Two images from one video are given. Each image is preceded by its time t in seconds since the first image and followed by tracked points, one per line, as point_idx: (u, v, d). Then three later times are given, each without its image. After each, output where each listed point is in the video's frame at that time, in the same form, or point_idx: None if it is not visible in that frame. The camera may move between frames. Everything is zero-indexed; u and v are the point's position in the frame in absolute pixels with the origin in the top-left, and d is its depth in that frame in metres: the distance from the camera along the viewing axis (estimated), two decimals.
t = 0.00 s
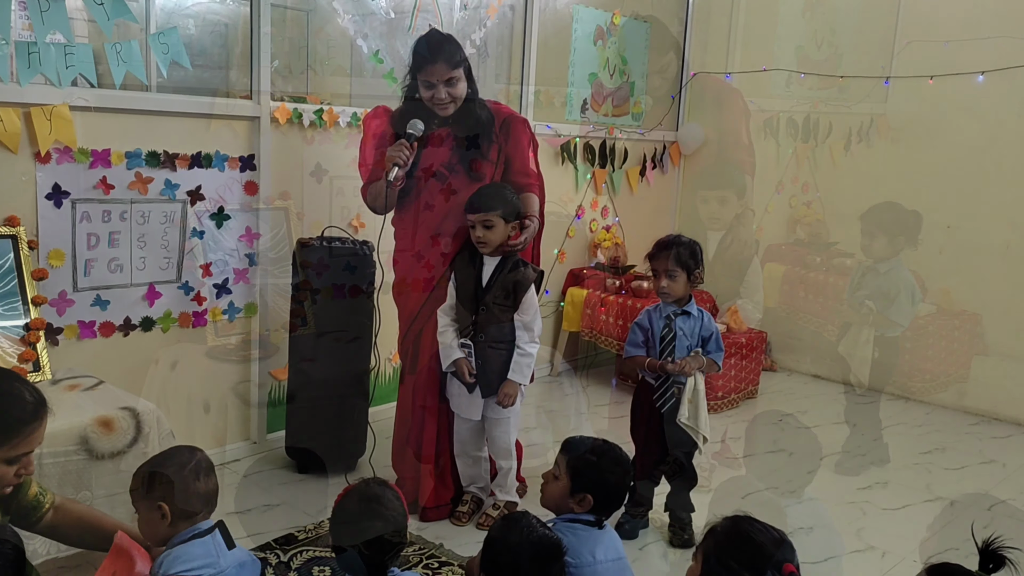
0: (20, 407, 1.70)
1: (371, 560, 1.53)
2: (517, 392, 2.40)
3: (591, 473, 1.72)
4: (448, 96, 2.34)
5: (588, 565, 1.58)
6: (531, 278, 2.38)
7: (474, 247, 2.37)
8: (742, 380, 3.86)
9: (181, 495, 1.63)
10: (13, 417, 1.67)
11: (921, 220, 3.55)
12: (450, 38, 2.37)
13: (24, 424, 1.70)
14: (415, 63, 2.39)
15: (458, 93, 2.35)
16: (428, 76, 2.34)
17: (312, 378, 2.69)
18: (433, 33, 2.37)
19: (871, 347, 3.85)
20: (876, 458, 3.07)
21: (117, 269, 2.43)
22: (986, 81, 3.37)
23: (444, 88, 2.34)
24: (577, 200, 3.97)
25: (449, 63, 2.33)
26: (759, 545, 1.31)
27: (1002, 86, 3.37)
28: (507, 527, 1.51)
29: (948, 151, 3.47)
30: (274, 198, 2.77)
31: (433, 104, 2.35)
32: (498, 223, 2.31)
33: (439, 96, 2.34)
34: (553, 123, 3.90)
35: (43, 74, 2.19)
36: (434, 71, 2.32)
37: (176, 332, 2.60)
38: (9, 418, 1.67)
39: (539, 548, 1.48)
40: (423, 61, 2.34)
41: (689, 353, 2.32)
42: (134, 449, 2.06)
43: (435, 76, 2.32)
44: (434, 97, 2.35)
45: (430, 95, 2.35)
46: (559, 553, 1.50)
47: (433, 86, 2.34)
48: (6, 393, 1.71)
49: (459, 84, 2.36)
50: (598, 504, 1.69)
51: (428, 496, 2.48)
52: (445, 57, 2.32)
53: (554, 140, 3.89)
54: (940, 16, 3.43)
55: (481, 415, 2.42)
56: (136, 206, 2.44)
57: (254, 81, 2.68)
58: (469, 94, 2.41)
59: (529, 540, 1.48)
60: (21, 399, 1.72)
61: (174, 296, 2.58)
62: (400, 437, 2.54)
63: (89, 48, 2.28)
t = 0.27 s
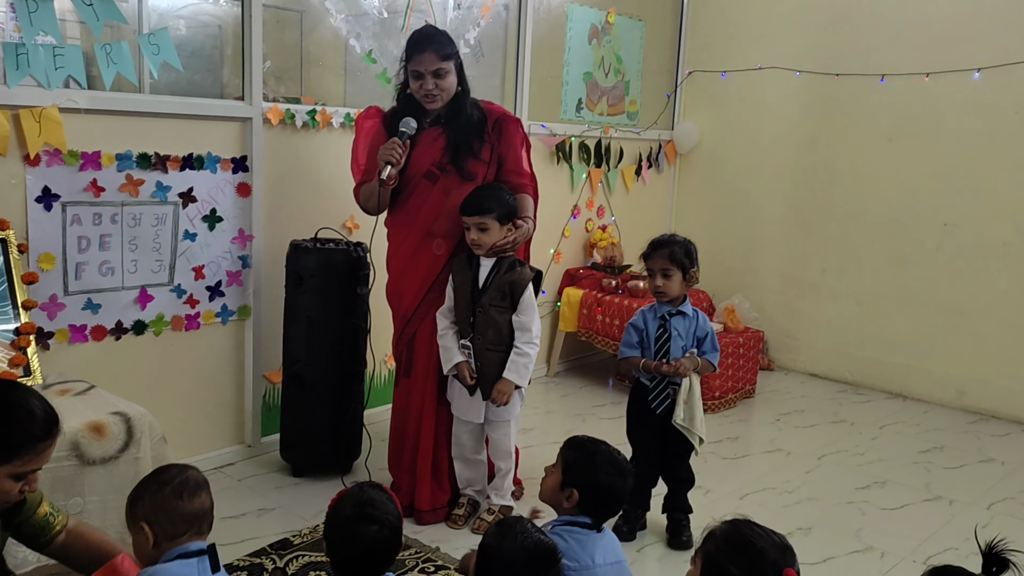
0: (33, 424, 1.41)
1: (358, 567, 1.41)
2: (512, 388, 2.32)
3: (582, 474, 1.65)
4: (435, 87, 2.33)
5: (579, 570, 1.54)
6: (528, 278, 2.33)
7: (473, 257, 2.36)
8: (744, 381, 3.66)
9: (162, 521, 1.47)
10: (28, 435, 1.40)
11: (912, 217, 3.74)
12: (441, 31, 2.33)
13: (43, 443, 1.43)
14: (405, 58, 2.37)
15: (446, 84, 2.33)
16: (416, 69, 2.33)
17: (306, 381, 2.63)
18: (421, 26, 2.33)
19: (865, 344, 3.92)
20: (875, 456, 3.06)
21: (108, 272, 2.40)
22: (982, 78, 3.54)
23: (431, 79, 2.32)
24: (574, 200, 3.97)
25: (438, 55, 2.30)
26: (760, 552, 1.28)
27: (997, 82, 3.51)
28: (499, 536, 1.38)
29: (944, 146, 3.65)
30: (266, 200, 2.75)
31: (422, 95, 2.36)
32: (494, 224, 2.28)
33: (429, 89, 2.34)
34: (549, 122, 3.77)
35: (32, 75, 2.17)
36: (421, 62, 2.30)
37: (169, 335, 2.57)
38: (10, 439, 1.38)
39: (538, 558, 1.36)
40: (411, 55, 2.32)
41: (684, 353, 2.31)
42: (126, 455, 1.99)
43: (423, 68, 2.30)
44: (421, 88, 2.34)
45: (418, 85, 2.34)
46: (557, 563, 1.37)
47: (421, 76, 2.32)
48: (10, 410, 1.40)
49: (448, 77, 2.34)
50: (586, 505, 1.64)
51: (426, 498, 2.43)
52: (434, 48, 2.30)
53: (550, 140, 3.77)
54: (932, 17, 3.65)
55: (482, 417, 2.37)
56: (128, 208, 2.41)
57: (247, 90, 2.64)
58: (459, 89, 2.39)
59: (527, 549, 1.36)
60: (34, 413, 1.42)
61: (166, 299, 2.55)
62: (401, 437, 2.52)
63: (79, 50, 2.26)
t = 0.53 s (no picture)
0: (37, 427, 1.40)
1: (357, 570, 1.40)
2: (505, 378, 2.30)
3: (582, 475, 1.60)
4: (420, 89, 2.32)
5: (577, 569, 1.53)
6: (524, 274, 2.34)
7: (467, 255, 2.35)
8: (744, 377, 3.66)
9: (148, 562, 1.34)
10: (31, 439, 1.39)
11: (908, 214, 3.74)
12: (425, 30, 2.30)
13: (48, 447, 1.42)
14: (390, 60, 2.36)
15: (429, 87, 2.32)
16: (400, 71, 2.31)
17: (303, 383, 2.62)
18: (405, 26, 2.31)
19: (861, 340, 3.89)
20: (874, 453, 3.05)
21: (101, 275, 2.38)
22: (978, 73, 3.52)
23: (415, 81, 2.31)
24: (570, 199, 3.95)
25: (421, 57, 2.28)
26: (761, 552, 1.27)
27: (995, 77, 3.49)
28: (497, 537, 1.37)
29: (940, 143, 3.64)
30: (261, 201, 2.73)
31: (409, 97, 2.35)
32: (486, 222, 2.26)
33: (414, 90, 2.32)
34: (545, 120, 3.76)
35: (22, 77, 2.15)
36: (404, 64, 2.28)
37: (164, 338, 2.55)
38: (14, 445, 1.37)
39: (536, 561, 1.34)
40: (394, 57, 2.30)
41: (681, 352, 2.29)
42: (119, 459, 1.96)
43: (406, 70, 2.28)
44: (406, 90, 2.33)
45: (403, 87, 2.33)
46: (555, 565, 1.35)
47: (405, 79, 2.31)
48: (11, 416, 1.39)
49: (432, 78, 2.32)
50: (581, 511, 1.59)
51: (423, 500, 2.40)
52: (415, 50, 2.27)
53: (546, 138, 3.75)
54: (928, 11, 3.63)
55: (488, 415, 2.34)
56: (121, 210, 2.39)
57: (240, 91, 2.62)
58: (446, 88, 2.37)
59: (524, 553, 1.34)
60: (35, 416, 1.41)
61: (161, 301, 2.53)
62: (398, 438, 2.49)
63: (71, 51, 2.25)
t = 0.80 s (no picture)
0: (34, 412, 1.35)
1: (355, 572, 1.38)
2: (497, 367, 2.28)
3: (578, 476, 1.58)
4: (408, 90, 2.30)
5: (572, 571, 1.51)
6: (519, 272, 2.33)
7: (461, 254, 2.34)
8: (739, 375, 3.67)
9: None
10: (29, 425, 1.34)
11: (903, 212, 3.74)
12: (410, 30, 2.27)
13: (45, 433, 1.38)
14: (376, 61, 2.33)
15: (418, 87, 2.29)
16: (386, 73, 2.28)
17: (296, 384, 2.60)
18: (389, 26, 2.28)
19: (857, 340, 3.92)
20: (869, 452, 3.05)
21: (91, 275, 2.36)
22: (972, 71, 3.52)
23: (401, 82, 2.28)
24: (564, 198, 3.94)
25: (406, 58, 2.25)
26: (759, 554, 1.26)
27: (988, 76, 3.50)
28: (494, 539, 1.35)
29: (933, 141, 3.64)
30: (253, 201, 2.71)
31: (396, 98, 2.32)
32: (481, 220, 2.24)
33: (401, 92, 2.30)
34: (538, 118, 3.75)
35: (10, 75, 2.13)
36: (390, 66, 2.25)
37: (155, 339, 2.53)
38: (12, 435, 1.32)
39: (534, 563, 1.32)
40: (379, 58, 2.27)
41: (676, 351, 2.28)
42: (110, 461, 1.94)
43: (392, 72, 2.26)
44: (394, 92, 2.31)
45: (390, 89, 2.31)
46: (553, 567, 1.33)
47: (392, 81, 2.28)
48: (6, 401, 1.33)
49: (419, 78, 2.29)
50: (576, 512, 1.57)
51: (417, 502, 2.38)
52: (400, 52, 2.24)
53: (539, 137, 3.74)
54: (922, 10, 3.63)
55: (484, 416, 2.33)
56: (111, 210, 2.37)
57: (231, 89, 2.60)
58: (433, 86, 2.35)
59: (521, 556, 1.32)
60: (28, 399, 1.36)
61: (151, 302, 2.50)
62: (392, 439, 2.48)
63: (59, 49, 2.22)
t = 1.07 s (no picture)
0: (31, 412, 1.40)
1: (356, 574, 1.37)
2: (489, 355, 2.27)
3: (576, 477, 1.57)
4: (402, 96, 2.27)
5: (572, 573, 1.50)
6: (521, 273, 2.32)
7: (462, 254, 2.33)
8: (739, 375, 3.66)
9: None
10: (26, 423, 1.39)
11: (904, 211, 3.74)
12: (400, 34, 2.23)
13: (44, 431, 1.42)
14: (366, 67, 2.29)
15: (411, 92, 2.27)
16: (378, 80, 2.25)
17: (295, 387, 2.59)
18: (378, 32, 2.24)
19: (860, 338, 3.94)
20: (870, 451, 3.04)
21: (88, 278, 2.35)
22: (971, 68, 3.52)
23: (395, 89, 2.25)
24: (563, 198, 3.93)
25: (398, 64, 2.21)
26: (761, 556, 1.25)
27: (988, 74, 3.49)
28: (494, 544, 1.34)
29: (933, 139, 3.63)
30: (250, 202, 2.70)
31: (390, 105, 2.30)
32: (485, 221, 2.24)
33: (395, 98, 2.27)
34: (536, 118, 3.74)
35: (5, 77, 2.12)
36: (383, 75, 2.22)
37: (152, 341, 2.52)
38: (11, 436, 1.37)
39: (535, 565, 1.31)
40: (371, 66, 2.24)
41: (677, 351, 2.27)
42: (107, 465, 1.93)
43: (385, 79, 2.23)
44: (387, 99, 2.28)
45: (384, 96, 2.28)
46: (554, 569, 1.33)
47: (385, 88, 2.26)
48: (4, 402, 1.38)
49: (413, 84, 2.26)
50: (574, 513, 1.56)
51: (417, 505, 2.37)
52: (392, 59, 2.21)
53: (537, 137, 3.73)
54: (921, 8, 3.63)
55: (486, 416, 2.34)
56: (107, 212, 2.36)
57: (228, 90, 2.59)
58: (426, 89, 2.32)
59: (521, 558, 1.31)
60: (23, 399, 1.41)
61: (149, 304, 2.49)
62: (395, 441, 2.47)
63: (53, 51, 2.21)
